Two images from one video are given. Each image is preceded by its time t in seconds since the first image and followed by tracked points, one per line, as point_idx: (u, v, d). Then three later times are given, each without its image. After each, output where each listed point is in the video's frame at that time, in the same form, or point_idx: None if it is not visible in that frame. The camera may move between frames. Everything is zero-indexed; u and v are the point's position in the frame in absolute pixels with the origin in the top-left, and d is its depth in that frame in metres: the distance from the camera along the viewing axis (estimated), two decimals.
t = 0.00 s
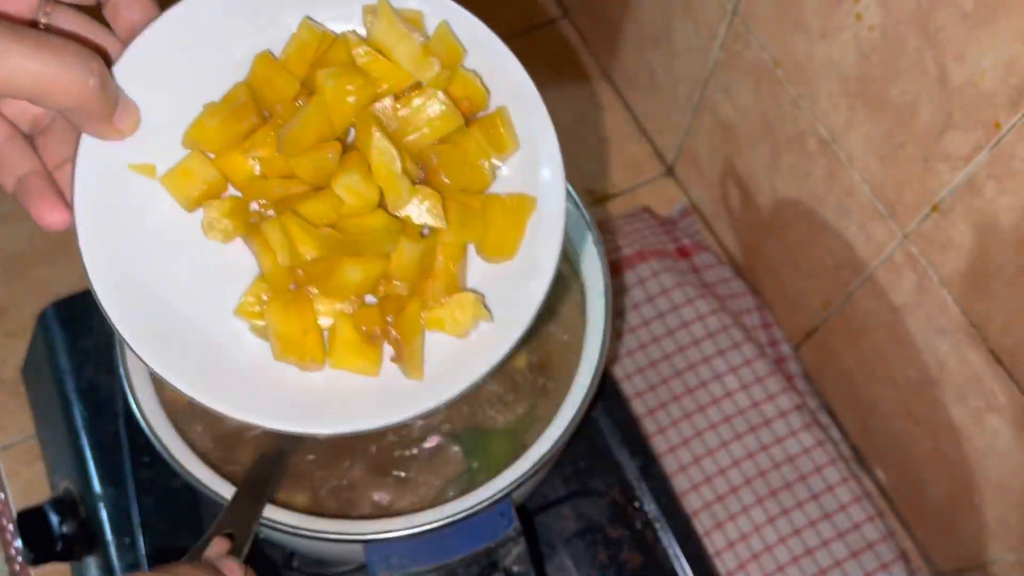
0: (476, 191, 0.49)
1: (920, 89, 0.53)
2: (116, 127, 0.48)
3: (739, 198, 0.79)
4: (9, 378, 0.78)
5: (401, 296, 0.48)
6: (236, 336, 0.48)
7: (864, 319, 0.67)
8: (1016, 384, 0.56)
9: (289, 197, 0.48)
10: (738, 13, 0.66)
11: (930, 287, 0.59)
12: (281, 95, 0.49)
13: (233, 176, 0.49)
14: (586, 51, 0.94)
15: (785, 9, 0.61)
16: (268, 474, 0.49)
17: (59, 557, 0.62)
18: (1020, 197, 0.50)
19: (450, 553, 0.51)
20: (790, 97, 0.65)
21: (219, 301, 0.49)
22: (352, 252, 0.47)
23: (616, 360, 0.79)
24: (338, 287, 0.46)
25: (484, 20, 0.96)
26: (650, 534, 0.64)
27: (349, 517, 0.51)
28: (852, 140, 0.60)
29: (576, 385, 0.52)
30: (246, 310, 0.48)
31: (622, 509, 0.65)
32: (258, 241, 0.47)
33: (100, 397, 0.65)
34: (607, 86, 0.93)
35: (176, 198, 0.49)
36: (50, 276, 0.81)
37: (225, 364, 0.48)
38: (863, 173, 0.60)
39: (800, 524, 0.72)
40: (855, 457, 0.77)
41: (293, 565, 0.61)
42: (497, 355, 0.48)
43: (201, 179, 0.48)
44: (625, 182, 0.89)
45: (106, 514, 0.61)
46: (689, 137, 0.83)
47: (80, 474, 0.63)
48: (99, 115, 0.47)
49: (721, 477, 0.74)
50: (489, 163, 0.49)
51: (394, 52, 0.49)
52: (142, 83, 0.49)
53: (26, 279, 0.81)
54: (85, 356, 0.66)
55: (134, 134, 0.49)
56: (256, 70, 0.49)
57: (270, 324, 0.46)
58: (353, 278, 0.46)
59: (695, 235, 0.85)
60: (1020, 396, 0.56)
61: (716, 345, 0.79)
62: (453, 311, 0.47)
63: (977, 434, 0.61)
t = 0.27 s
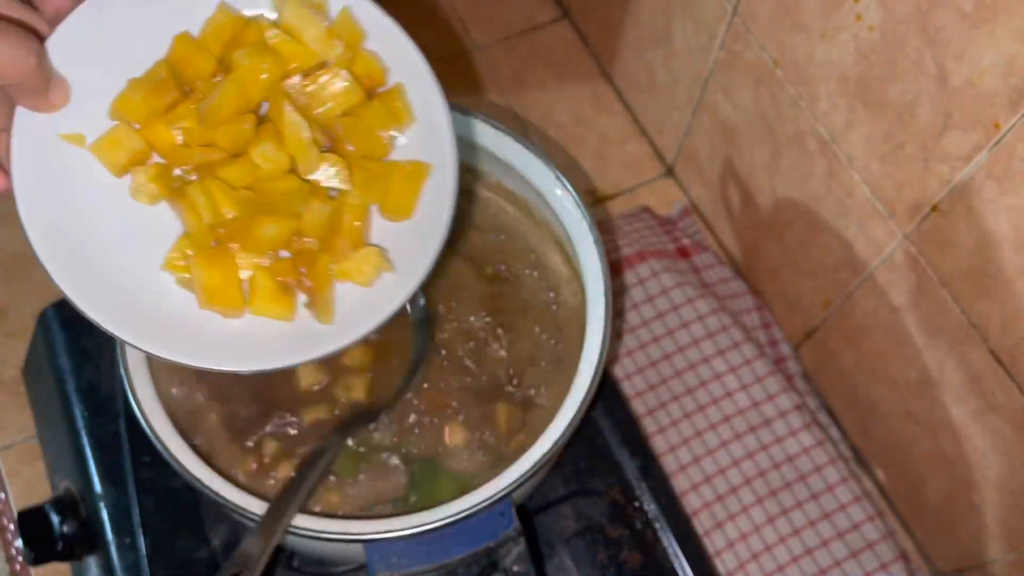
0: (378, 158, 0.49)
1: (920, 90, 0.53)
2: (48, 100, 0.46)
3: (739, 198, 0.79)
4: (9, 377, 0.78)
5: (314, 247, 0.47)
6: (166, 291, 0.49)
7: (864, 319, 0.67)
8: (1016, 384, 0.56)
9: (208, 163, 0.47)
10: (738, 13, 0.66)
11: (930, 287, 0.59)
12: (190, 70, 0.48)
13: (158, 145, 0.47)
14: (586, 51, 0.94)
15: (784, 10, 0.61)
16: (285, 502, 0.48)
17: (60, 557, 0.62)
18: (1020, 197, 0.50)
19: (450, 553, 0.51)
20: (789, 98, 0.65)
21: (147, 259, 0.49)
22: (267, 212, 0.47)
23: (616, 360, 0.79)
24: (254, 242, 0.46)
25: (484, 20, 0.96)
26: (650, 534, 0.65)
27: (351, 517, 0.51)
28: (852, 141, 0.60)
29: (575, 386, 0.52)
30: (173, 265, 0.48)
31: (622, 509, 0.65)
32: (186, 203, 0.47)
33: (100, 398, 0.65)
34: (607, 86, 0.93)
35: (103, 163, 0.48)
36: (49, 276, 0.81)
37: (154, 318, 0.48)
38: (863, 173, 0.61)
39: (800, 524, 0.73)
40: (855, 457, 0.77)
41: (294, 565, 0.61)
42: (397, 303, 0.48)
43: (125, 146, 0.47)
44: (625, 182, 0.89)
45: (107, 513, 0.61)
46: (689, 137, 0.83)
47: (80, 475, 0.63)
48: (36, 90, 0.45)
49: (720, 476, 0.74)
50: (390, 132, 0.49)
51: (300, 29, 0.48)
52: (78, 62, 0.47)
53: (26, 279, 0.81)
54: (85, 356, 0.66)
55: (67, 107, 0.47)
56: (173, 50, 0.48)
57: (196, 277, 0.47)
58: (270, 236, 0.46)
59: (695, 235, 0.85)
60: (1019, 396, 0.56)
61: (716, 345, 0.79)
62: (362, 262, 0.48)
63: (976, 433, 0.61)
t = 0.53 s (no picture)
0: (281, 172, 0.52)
1: (917, 91, 0.53)
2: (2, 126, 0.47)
3: (738, 198, 0.79)
4: (11, 377, 0.78)
5: (229, 250, 0.50)
6: (101, 291, 0.49)
7: (862, 319, 0.68)
8: (1013, 383, 0.56)
9: (142, 180, 0.49)
10: (737, 15, 0.66)
11: (928, 287, 0.59)
12: (112, 98, 0.49)
13: (91, 161, 0.48)
14: (586, 52, 0.95)
15: (783, 11, 0.61)
16: (355, 487, 0.49)
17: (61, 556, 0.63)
18: (1017, 197, 0.50)
19: (450, 552, 0.51)
20: (788, 99, 0.65)
21: (82, 261, 0.49)
22: (198, 218, 0.49)
23: (616, 360, 0.79)
24: (183, 246, 0.48)
25: (484, 21, 0.96)
26: (649, 533, 0.65)
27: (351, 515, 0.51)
28: (850, 141, 0.60)
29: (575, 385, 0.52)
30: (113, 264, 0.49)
31: (622, 508, 0.66)
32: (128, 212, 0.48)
33: (102, 397, 0.65)
34: (607, 87, 0.93)
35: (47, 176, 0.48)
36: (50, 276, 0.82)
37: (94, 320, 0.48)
38: (861, 174, 0.61)
39: (799, 523, 0.73)
40: (853, 456, 0.77)
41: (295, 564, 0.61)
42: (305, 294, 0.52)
43: (68, 161, 0.48)
44: (625, 183, 0.89)
45: (108, 512, 0.62)
46: (688, 138, 0.83)
47: (82, 474, 0.64)
48: None
49: (719, 475, 0.75)
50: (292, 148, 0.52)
51: (208, 63, 0.50)
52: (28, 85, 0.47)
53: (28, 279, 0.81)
54: (86, 355, 0.66)
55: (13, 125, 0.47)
56: (98, 79, 0.48)
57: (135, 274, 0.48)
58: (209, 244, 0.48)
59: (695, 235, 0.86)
60: (1016, 396, 0.56)
61: (715, 345, 0.79)
62: (274, 262, 0.51)
63: (973, 432, 0.61)
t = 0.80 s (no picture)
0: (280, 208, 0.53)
1: (917, 91, 0.53)
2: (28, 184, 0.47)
3: (738, 198, 0.79)
4: (12, 377, 0.78)
5: (248, 284, 0.51)
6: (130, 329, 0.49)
7: (861, 318, 0.68)
8: (1012, 383, 0.56)
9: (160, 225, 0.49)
10: (737, 15, 0.66)
11: (927, 287, 0.59)
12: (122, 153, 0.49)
13: (112, 212, 0.48)
14: (586, 53, 0.95)
15: (783, 11, 0.61)
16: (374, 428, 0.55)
17: (61, 556, 0.62)
18: (1016, 197, 0.50)
19: (450, 551, 0.51)
20: (787, 99, 0.65)
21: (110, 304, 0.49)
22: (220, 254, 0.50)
23: (616, 360, 0.79)
24: (205, 282, 0.49)
25: (484, 22, 0.96)
26: (648, 532, 0.65)
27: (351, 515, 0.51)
28: (849, 141, 0.61)
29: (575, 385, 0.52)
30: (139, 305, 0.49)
31: (622, 507, 0.66)
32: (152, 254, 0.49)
33: (102, 397, 0.65)
34: (607, 87, 0.93)
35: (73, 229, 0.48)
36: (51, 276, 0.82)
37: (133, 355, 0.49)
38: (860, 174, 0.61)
39: (798, 522, 0.73)
40: (853, 456, 0.77)
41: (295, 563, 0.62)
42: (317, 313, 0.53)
43: (90, 213, 0.48)
44: (625, 183, 0.89)
45: (109, 511, 0.62)
46: (688, 138, 0.83)
47: (82, 474, 0.64)
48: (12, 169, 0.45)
49: (719, 475, 0.75)
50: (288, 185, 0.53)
51: (208, 113, 0.50)
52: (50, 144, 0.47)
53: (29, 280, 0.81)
54: (87, 356, 0.66)
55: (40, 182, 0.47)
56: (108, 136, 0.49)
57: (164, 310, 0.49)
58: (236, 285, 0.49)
59: (695, 236, 0.86)
60: (1015, 395, 0.56)
61: (715, 345, 0.79)
62: (286, 290, 0.52)
63: (972, 432, 0.61)
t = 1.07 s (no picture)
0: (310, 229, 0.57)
1: (917, 91, 0.53)
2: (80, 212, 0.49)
3: (738, 198, 0.79)
4: (12, 377, 0.78)
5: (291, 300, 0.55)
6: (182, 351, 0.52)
7: (861, 318, 0.68)
8: (1012, 383, 0.56)
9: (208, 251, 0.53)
10: (737, 15, 0.66)
11: (927, 287, 0.60)
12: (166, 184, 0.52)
13: (165, 240, 0.51)
14: (586, 53, 0.95)
15: (783, 11, 0.61)
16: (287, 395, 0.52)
17: (62, 556, 0.61)
18: (1016, 197, 0.50)
19: (450, 551, 0.52)
20: (787, 99, 0.65)
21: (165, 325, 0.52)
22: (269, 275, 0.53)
23: (616, 360, 0.79)
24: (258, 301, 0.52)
25: (484, 22, 0.96)
26: (648, 532, 0.65)
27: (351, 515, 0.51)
28: (849, 141, 0.61)
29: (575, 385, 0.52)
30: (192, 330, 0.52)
31: (622, 507, 0.66)
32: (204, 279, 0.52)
33: (103, 397, 0.65)
34: (607, 88, 0.93)
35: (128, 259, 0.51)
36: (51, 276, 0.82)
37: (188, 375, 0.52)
38: (860, 174, 0.61)
39: (798, 522, 0.73)
40: (853, 456, 0.77)
41: (295, 563, 0.62)
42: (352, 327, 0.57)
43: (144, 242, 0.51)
44: (625, 183, 0.89)
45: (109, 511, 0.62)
46: (688, 138, 0.83)
47: (82, 474, 0.64)
48: (80, 200, 0.48)
49: (719, 475, 0.75)
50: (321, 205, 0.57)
51: (241, 143, 0.52)
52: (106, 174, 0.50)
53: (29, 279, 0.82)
54: (88, 356, 0.66)
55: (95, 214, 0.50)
56: (152, 169, 0.52)
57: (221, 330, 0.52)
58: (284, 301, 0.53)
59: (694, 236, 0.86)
60: (1015, 395, 0.56)
61: (715, 345, 0.79)
62: (322, 303, 0.56)
63: (972, 432, 0.61)
